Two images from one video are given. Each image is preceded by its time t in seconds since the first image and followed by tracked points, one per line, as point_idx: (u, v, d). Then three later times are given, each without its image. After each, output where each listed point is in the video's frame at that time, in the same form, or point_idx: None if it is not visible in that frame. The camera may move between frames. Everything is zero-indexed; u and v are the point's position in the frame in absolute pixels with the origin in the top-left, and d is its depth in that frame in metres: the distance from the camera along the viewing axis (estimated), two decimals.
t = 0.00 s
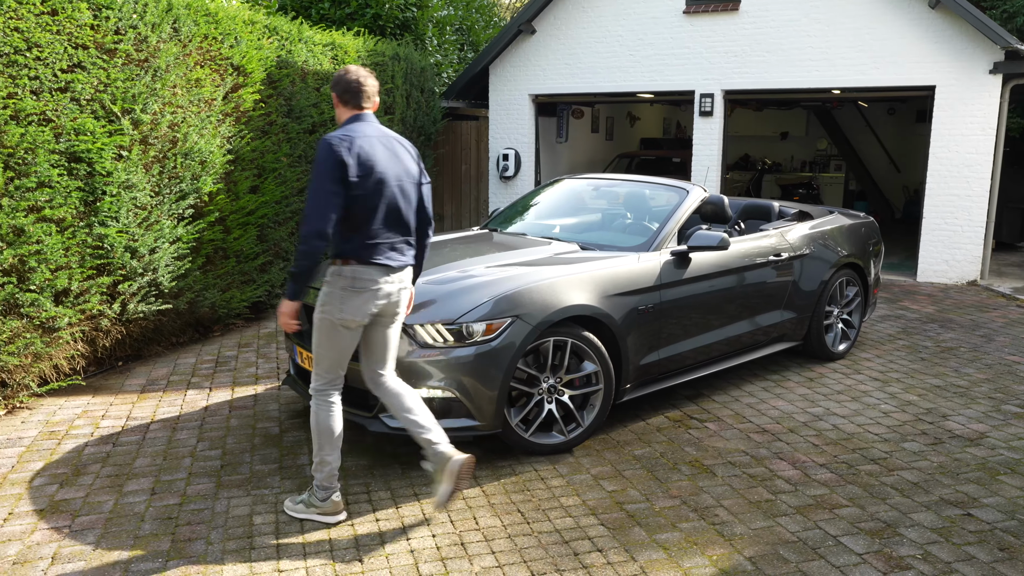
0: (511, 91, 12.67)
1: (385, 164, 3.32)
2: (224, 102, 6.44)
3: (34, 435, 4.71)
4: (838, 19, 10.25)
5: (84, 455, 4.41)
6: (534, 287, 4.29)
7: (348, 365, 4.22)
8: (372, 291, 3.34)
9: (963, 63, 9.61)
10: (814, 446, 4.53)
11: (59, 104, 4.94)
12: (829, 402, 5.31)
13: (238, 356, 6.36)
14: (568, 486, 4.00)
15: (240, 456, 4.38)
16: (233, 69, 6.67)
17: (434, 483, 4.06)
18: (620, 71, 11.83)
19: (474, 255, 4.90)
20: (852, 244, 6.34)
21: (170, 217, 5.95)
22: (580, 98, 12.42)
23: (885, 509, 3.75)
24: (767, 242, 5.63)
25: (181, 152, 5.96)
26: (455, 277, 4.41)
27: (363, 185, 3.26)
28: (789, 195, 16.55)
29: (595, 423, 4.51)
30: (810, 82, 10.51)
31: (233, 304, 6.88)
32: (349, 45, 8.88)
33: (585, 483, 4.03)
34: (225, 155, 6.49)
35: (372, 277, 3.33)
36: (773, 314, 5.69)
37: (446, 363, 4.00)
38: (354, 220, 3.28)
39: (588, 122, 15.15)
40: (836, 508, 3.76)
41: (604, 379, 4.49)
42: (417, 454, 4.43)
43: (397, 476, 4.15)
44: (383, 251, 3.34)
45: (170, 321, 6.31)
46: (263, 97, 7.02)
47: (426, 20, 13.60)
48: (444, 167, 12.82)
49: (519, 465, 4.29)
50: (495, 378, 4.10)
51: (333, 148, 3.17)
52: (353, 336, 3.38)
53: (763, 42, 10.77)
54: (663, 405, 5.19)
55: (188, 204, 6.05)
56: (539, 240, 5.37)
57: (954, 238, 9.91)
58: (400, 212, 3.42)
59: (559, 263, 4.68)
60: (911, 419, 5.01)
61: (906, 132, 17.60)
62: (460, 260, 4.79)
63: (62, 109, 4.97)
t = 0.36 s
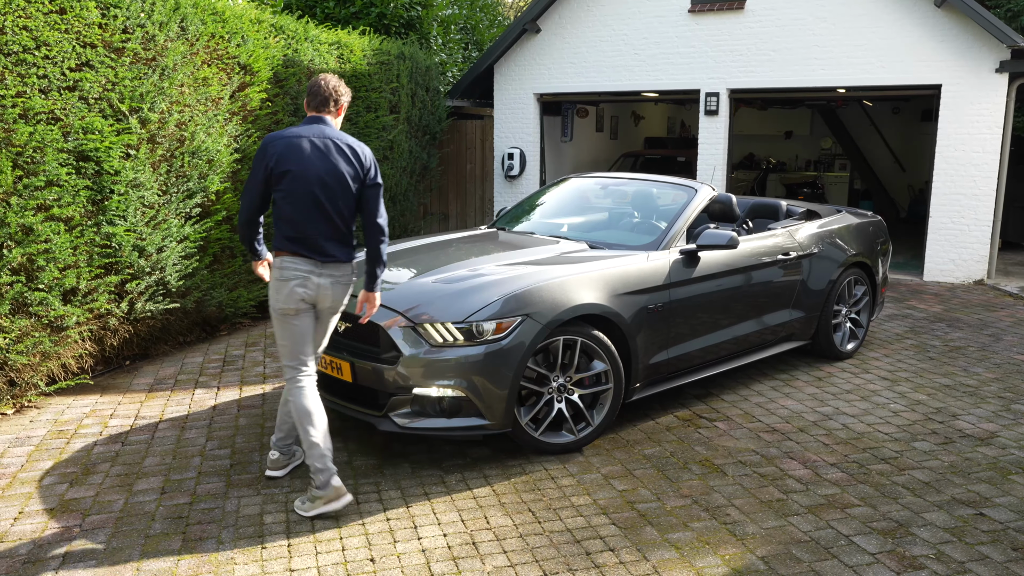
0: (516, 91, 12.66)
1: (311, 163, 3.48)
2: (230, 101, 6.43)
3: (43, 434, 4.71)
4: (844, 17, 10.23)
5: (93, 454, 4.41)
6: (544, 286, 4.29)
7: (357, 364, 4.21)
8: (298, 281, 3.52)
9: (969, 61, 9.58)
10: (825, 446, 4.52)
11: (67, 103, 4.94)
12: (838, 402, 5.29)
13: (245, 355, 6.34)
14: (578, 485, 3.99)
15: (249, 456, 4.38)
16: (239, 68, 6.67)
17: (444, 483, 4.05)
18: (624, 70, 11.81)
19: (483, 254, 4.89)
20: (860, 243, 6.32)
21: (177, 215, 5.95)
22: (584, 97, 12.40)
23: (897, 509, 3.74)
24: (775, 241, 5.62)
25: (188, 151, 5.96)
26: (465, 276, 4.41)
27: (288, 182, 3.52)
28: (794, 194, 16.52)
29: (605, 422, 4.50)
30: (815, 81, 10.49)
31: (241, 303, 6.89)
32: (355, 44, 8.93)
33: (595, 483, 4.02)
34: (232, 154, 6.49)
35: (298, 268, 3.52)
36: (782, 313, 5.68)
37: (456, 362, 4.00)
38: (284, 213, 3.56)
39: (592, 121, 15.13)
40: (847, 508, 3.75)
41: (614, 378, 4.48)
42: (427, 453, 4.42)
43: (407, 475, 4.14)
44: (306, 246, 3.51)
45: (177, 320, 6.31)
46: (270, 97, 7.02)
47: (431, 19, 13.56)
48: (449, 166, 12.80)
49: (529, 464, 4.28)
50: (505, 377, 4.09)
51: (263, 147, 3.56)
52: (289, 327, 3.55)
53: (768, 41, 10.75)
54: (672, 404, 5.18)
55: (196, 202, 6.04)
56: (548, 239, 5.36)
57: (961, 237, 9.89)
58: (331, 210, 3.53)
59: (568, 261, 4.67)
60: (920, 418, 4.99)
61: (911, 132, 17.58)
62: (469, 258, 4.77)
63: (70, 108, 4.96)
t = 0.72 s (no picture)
0: (519, 90, 12.61)
1: (264, 149, 3.84)
2: (233, 101, 6.39)
3: (45, 436, 4.67)
4: (849, 15, 10.16)
5: (95, 458, 4.36)
6: (550, 286, 4.23)
7: (362, 366, 4.15)
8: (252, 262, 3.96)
9: (976, 59, 9.51)
10: (834, 448, 4.46)
11: (67, 102, 4.89)
12: (847, 403, 5.23)
13: (248, 356, 6.29)
14: (585, 489, 3.93)
15: (253, 458, 4.33)
16: (242, 67, 6.63)
17: (450, 486, 4.00)
18: (628, 69, 11.76)
19: (488, 254, 4.83)
20: (868, 243, 6.26)
21: (179, 216, 5.91)
22: (588, 96, 12.35)
23: (909, 513, 3.68)
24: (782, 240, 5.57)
25: (190, 151, 5.91)
26: (470, 277, 4.35)
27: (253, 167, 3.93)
28: (798, 193, 16.44)
29: (612, 425, 4.45)
30: (820, 80, 10.43)
31: (244, 303, 6.85)
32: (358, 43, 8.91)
33: (603, 486, 3.97)
34: (234, 154, 6.44)
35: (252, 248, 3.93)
36: (789, 313, 5.62)
37: (462, 364, 3.95)
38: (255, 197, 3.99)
39: (596, 121, 15.07)
40: (859, 511, 3.69)
41: (621, 380, 4.43)
42: (432, 456, 4.37)
43: (412, 478, 4.09)
44: (257, 228, 3.89)
45: (179, 321, 6.26)
46: (273, 95, 6.99)
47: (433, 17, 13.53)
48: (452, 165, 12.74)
49: (536, 467, 4.23)
50: (511, 379, 4.04)
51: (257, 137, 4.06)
52: (257, 302, 4.03)
53: (773, 39, 10.69)
54: (679, 406, 5.13)
55: (198, 203, 6.00)
56: (553, 239, 5.31)
57: (968, 236, 9.82)
58: (273, 194, 3.83)
59: (574, 262, 4.61)
60: (931, 420, 4.93)
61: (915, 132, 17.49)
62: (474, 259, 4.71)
63: (71, 107, 4.92)
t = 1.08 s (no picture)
0: (522, 89, 12.52)
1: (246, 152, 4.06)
2: (233, 101, 6.31)
3: (42, 442, 4.58)
4: (855, 13, 10.06)
5: (93, 465, 4.28)
6: (557, 290, 4.14)
7: (365, 372, 4.07)
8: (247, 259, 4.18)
9: (984, 57, 9.41)
10: (847, 454, 4.37)
11: (64, 102, 4.81)
12: (858, 407, 5.14)
13: (249, 359, 6.20)
14: (593, 497, 3.85)
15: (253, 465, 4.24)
16: (242, 66, 6.56)
17: (455, 494, 3.91)
18: (632, 68, 11.66)
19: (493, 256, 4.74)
20: (878, 243, 6.17)
21: (179, 218, 5.82)
22: (591, 96, 12.26)
23: (926, 522, 3.59)
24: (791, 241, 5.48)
25: (190, 151, 5.83)
26: (475, 280, 4.26)
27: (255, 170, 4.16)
28: (802, 192, 16.34)
29: (620, 430, 4.36)
30: (826, 78, 10.33)
31: (245, 306, 6.77)
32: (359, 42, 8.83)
33: (611, 494, 3.88)
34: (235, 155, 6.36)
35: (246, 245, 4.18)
36: (798, 316, 5.53)
37: (467, 369, 3.86)
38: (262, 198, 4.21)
39: (598, 120, 14.98)
40: (875, 520, 3.60)
41: (629, 385, 4.34)
42: (436, 462, 4.29)
43: (416, 486, 4.00)
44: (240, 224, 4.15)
45: (179, 324, 6.18)
46: (274, 95, 6.92)
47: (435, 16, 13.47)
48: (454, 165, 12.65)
49: (542, 474, 4.14)
50: (517, 384, 3.95)
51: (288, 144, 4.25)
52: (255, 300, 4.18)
53: (778, 38, 10.59)
54: (687, 410, 5.05)
55: (198, 204, 5.91)
56: (559, 241, 5.22)
57: (975, 236, 9.73)
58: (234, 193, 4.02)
59: (581, 264, 4.52)
60: (944, 425, 4.84)
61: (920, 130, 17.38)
62: (478, 261, 4.63)
63: (68, 108, 4.84)
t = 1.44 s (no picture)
0: (525, 88, 12.42)
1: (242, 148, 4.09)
2: (233, 101, 6.22)
3: (37, 450, 4.49)
4: (862, 11, 9.95)
5: (89, 473, 4.18)
6: (563, 294, 4.04)
7: (368, 379, 3.97)
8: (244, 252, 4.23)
9: (992, 55, 9.29)
10: (861, 462, 4.27)
11: (60, 103, 4.72)
12: (870, 413, 5.04)
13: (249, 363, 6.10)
14: (602, 507, 3.75)
15: (253, 474, 4.14)
16: (242, 66, 6.47)
17: (460, 504, 3.82)
18: (636, 66, 11.56)
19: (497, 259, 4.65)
20: (888, 245, 6.07)
21: (178, 220, 5.71)
22: (594, 95, 12.16)
23: (945, 534, 3.49)
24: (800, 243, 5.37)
25: (190, 152, 5.73)
26: (479, 284, 4.16)
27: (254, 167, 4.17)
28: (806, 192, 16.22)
29: (628, 438, 4.26)
30: (832, 77, 10.22)
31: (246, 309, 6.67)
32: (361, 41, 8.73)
33: (620, 505, 3.78)
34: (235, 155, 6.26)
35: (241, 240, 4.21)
36: (808, 319, 5.43)
37: (472, 376, 3.76)
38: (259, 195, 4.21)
39: (601, 119, 14.87)
40: (892, 532, 3.50)
41: (638, 392, 4.24)
42: (441, 471, 4.19)
43: (420, 496, 3.90)
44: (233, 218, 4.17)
45: (179, 328, 6.09)
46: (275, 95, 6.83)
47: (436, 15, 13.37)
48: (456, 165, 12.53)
49: (549, 483, 4.04)
50: (524, 391, 3.86)
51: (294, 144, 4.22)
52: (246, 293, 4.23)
53: (783, 36, 10.48)
54: (696, 416, 4.95)
55: (198, 206, 5.82)
56: (564, 243, 5.12)
57: (984, 236, 9.61)
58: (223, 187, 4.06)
59: (587, 268, 4.42)
60: (959, 431, 4.74)
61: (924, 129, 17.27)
62: (482, 265, 4.53)
63: (64, 109, 4.76)
